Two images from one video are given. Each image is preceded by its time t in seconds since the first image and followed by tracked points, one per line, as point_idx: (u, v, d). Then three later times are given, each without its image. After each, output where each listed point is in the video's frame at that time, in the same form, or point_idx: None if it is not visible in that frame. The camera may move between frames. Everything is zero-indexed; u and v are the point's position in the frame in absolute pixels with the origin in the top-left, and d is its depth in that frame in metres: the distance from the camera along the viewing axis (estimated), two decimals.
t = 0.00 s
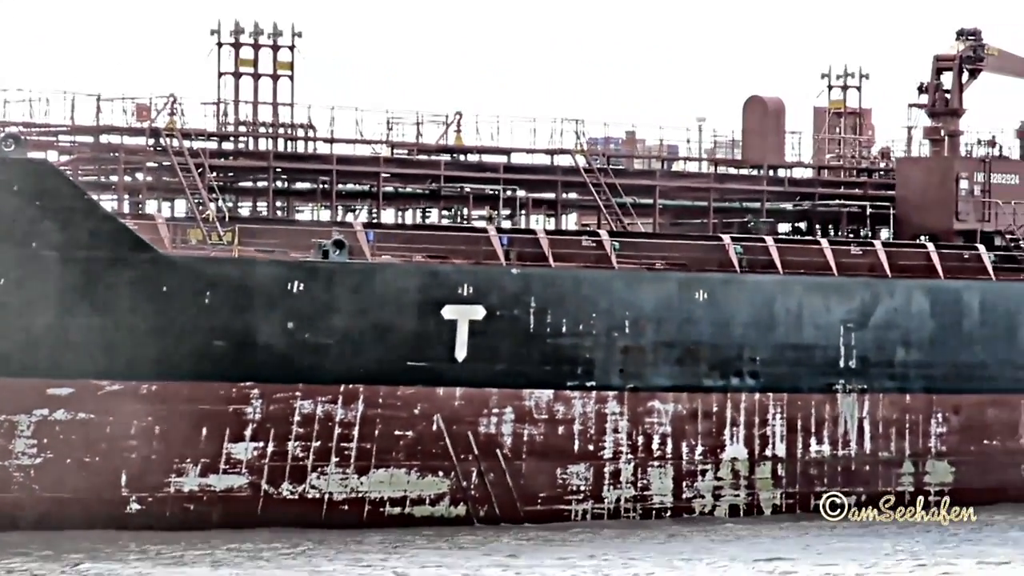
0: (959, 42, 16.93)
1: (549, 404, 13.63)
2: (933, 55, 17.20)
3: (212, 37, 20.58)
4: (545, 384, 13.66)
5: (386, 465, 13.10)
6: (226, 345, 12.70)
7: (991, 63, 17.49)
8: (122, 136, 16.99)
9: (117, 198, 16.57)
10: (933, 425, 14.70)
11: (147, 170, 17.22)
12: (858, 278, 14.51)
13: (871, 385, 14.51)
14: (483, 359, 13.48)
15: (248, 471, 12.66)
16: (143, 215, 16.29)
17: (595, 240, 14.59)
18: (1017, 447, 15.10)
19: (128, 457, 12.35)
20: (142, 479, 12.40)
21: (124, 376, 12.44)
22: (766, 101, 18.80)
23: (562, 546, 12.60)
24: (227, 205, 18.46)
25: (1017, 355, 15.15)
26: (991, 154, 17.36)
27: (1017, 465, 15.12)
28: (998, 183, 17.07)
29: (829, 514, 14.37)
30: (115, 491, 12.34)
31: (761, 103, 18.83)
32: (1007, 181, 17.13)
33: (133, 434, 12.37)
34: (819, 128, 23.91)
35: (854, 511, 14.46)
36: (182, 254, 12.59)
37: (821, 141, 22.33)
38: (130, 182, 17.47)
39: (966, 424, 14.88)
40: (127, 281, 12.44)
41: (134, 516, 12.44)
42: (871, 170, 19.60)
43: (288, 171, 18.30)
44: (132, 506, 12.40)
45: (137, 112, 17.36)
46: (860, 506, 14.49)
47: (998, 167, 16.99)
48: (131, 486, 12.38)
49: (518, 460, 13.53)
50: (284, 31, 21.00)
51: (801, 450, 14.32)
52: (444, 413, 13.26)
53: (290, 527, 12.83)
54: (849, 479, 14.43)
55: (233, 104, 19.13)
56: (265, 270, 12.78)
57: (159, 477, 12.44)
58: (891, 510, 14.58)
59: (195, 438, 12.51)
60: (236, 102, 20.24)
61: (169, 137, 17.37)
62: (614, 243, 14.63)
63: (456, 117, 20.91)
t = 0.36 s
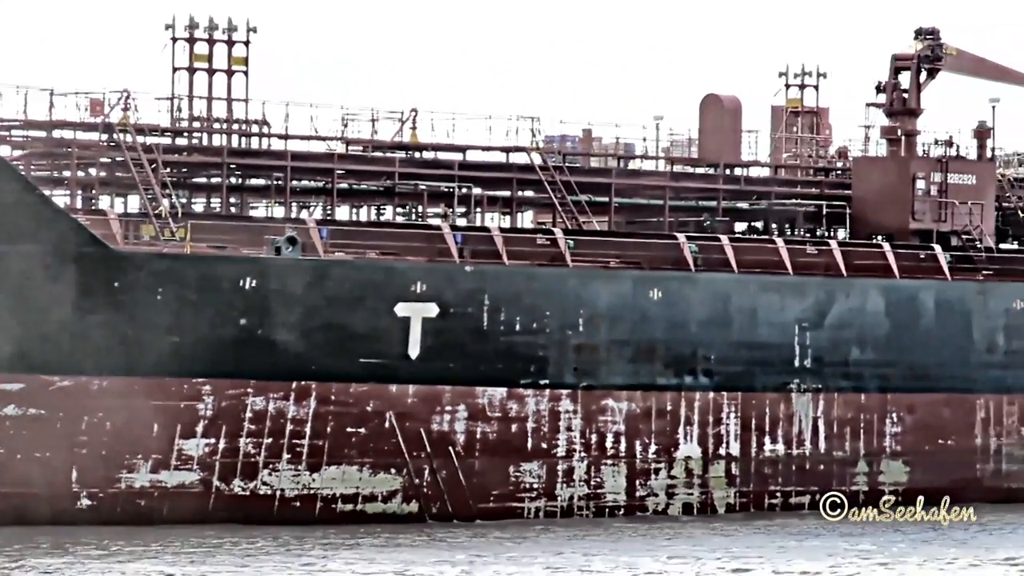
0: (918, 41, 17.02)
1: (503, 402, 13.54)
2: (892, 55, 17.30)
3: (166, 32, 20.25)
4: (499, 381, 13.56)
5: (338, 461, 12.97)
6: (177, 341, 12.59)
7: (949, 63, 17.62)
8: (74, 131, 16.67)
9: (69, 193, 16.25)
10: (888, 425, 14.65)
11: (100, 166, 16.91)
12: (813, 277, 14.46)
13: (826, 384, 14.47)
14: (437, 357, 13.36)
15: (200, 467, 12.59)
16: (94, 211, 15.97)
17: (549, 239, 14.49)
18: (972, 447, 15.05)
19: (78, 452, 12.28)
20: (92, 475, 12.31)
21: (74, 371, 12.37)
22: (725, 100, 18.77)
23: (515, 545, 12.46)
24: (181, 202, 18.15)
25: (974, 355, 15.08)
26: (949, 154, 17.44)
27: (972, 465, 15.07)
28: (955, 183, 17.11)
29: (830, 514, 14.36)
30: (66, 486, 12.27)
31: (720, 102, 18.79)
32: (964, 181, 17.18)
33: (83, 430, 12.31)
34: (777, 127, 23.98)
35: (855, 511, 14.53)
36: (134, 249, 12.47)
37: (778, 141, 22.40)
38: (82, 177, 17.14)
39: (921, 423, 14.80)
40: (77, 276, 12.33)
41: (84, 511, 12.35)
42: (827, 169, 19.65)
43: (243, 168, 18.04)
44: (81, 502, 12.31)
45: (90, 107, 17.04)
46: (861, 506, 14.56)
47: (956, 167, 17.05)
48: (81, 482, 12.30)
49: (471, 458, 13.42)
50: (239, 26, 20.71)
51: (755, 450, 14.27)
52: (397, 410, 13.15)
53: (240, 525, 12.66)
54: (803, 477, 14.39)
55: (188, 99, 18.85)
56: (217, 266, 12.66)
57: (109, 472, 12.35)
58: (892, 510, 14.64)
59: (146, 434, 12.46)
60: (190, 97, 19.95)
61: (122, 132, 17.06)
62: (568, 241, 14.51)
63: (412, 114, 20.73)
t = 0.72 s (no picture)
0: (860, 42, 17.15)
1: (440, 403, 13.40)
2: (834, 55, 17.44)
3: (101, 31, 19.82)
4: (437, 382, 13.41)
5: (276, 462, 12.79)
6: (114, 342, 12.46)
7: (891, 63, 17.78)
8: (6, 129, 16.25)
9: (2, 193, 15.83)
10: (828, 425, 14.61)
11: (34, 165, 16.51)
12: (752, 277, 14.46)
13: (766, 385, 14.44)
14: (374, 358, 13.19)
15: (136, 468, 12.45)
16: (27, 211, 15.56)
17: (487, 239, 14.28)
18: (911, 448, 15.00)
19: (15, 453, 12.15)
20: (29, 476, 12.18)
21: (10, 371, 12.23)
22: (665, 101, 18.85)
23: (452, 548, 12.27)
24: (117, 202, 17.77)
25: (914, 355, 15.05)
26: (890, 154, 17.63)
27: (911, 466, 15.00)
28: (896, 183, 17.29)
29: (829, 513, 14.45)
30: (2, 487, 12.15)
31: (659, 101, 18.87)
32: (905, 181, 17.38)
33: (20, 431, 12.18)
34: (716, 126, 24.06)
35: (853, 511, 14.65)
36: (69, 249, 12.33)
37: (719, 141, 22.48)
38: (17, 177, 16.70)
39: (861, 424, 14.76)
40: (13, 275, 12.21)
41: (19, 513, 12.21)
42: (767, 169, 19.71)
43: (181, 168, 17.71)
44: (18, 503, 12.18)
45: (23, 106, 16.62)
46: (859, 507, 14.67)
47: (896, 167, 17.24)
48: (17, 483, 12.17)
49: (409, 459, 13.25)
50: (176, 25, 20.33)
51: (695, 451, 14.21)
52: (334, 411, 12.97)
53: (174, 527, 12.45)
54: (743, 478, 14.33)
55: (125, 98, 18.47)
56: (153, 266, 12.50)
57: (46, 473, 12.22)
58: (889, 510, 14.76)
59: (83, 435, 12.32)
60: (127, 96, 19.53)
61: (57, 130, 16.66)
62: (507, 242, 14.33)
63: (350, 114, 20.48)
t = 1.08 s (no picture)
0: (798, 40, 17.25)
1: (377, 404, 13.21)
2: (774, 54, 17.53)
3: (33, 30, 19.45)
4: (372, 382, 13.24)
5: (212, 464, 12.66)
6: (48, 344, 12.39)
7: (829, 61, 17.89)
8: None
9: None
10: (767, 425, 14.52)
11: None
12: (689, 276, 14.41)
13: (704, 384, 14.38)
14: (309, 359, 13.05)
15: (71, 471, 12.32)
16: None
17: (424, 239, 14.07)
18: (852, 447, 14.85)
19: None
20: None
21: None
22: (604, 97, 18.83)
23: (388, 549, 12.08)
24: (50, 203, 17.39)
25: (852, 353, 14.94)
26: (828, 152, 17.74)
27: (852, 465, 14.85)
28: (834, 181, 17.38)
29: (826, 513, 14.47)
30: None
31: (597, 99, 18.84)
32: (844, 179, 17.47)
33: None
34: (656, 124, 24.08)
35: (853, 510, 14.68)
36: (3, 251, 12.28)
37: (657, 141, 22.49)
38: None
39: (800, 423, 14.66)
40: None
41: None
42: (706, 168, 19.73)
43: (115, 168, 17.38)
44: None
45: None
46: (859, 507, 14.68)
47: (835, 164, 17.33)
48: None
49: (345, 460, 13.06)
50: (110, 25, 19.98)
51: (633, 450, 14.09)
52: (270, 412, 12.83)
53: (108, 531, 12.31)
54: (681, 478, 14.23)
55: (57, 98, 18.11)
56: (87, 267, 12.44)
57: None
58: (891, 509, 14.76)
59: (17, 437, 12.22)
60: (61, 97, 19.14)
61: None
62: (444, 241, 14.13)
63: (287, 114, 20.22)
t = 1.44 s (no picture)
0: (747, 39, 17.32)
1: (324, 405, 13.07)
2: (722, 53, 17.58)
3: None
4: (319, 383, 13.09)
5: (158, 466, 12.55)
6: None
7: (779, 59, 17.94)
8: None
9: None
10: (715, 425, 14.54)
11: None
12: (638, 276, 14.38)
13: (652, 384, 14.36)
14: (255, 361, 12.90)
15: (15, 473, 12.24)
16: None
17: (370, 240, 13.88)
18: (801, 447, 14.91)
19: None
20: None
21: None
22: (550, 97, 18.67)
23: (336, 551, 11.92)
24: None
25: (802, 353, 14.99)
26: (777, 151, 17.81)
27: (802, 465, 14.89)
28: (783, 180, 17.44)
29: (827, 513, 14.49)
30: None
31: (544, 99, 18.69)
32: (793, 177, 17.53)
33: None
34: (605, 124, 24.10)
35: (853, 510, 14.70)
36: None
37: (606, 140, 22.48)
38: None
39: (749, 423, 14.69)
40: None
41: None
42: (654, 168, 19.76)
43: (59, 170, 17.09)
44: None
45: None
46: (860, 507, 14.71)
47: (783, 163, 17.39)
48: None
49: (292, 462, 12.92)
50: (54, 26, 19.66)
51: (581, 451, 14.03)
52: (217, 414, 12.72)
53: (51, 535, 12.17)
54: (630, 478, 14.20)
55: None
56: (32, 270, 12.38)
57: None
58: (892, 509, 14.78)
59: None
60: (3, 97, 18.77)
61: None
62: (390, 242, 13.96)
63: (235, 115, 19.98)
